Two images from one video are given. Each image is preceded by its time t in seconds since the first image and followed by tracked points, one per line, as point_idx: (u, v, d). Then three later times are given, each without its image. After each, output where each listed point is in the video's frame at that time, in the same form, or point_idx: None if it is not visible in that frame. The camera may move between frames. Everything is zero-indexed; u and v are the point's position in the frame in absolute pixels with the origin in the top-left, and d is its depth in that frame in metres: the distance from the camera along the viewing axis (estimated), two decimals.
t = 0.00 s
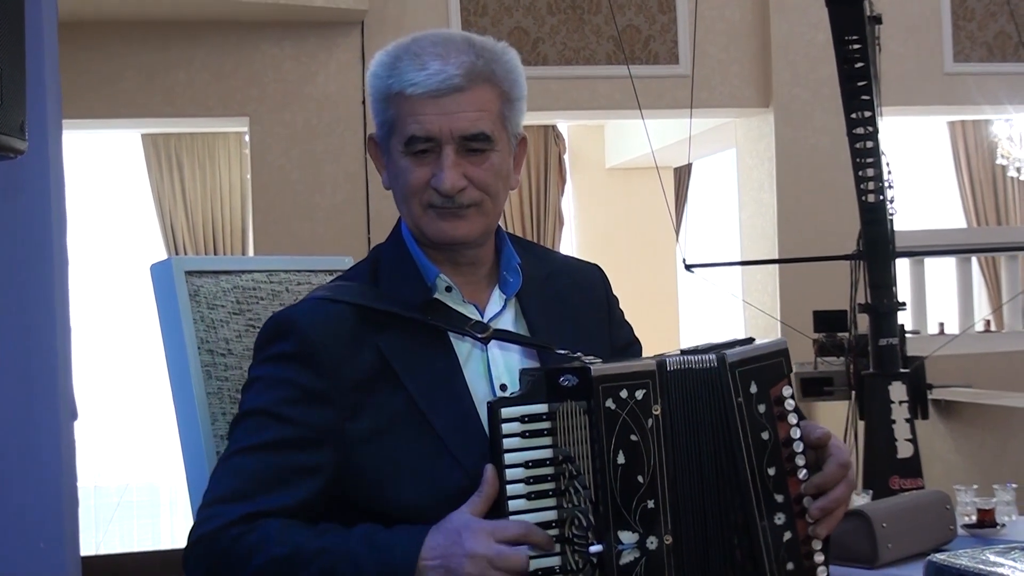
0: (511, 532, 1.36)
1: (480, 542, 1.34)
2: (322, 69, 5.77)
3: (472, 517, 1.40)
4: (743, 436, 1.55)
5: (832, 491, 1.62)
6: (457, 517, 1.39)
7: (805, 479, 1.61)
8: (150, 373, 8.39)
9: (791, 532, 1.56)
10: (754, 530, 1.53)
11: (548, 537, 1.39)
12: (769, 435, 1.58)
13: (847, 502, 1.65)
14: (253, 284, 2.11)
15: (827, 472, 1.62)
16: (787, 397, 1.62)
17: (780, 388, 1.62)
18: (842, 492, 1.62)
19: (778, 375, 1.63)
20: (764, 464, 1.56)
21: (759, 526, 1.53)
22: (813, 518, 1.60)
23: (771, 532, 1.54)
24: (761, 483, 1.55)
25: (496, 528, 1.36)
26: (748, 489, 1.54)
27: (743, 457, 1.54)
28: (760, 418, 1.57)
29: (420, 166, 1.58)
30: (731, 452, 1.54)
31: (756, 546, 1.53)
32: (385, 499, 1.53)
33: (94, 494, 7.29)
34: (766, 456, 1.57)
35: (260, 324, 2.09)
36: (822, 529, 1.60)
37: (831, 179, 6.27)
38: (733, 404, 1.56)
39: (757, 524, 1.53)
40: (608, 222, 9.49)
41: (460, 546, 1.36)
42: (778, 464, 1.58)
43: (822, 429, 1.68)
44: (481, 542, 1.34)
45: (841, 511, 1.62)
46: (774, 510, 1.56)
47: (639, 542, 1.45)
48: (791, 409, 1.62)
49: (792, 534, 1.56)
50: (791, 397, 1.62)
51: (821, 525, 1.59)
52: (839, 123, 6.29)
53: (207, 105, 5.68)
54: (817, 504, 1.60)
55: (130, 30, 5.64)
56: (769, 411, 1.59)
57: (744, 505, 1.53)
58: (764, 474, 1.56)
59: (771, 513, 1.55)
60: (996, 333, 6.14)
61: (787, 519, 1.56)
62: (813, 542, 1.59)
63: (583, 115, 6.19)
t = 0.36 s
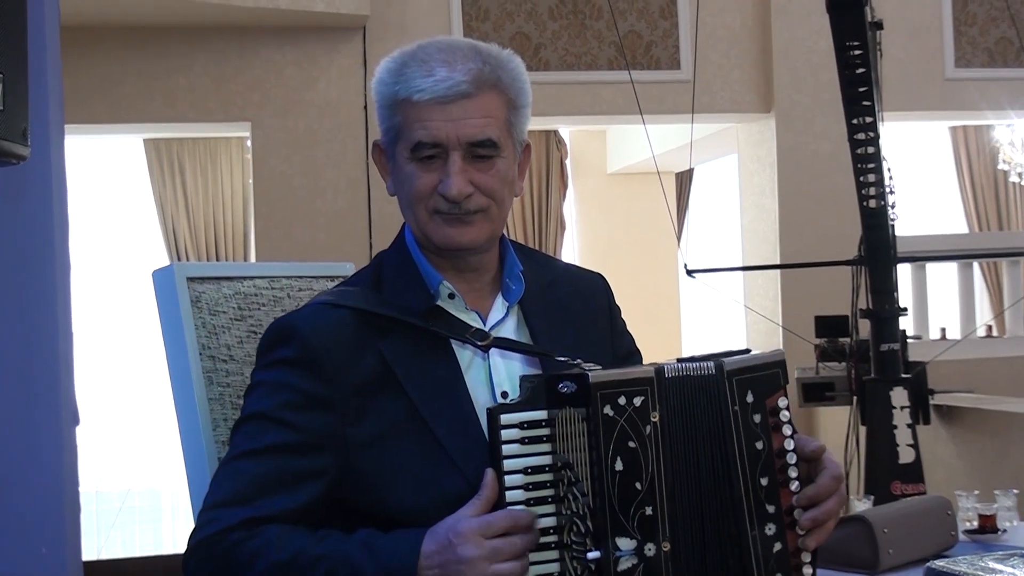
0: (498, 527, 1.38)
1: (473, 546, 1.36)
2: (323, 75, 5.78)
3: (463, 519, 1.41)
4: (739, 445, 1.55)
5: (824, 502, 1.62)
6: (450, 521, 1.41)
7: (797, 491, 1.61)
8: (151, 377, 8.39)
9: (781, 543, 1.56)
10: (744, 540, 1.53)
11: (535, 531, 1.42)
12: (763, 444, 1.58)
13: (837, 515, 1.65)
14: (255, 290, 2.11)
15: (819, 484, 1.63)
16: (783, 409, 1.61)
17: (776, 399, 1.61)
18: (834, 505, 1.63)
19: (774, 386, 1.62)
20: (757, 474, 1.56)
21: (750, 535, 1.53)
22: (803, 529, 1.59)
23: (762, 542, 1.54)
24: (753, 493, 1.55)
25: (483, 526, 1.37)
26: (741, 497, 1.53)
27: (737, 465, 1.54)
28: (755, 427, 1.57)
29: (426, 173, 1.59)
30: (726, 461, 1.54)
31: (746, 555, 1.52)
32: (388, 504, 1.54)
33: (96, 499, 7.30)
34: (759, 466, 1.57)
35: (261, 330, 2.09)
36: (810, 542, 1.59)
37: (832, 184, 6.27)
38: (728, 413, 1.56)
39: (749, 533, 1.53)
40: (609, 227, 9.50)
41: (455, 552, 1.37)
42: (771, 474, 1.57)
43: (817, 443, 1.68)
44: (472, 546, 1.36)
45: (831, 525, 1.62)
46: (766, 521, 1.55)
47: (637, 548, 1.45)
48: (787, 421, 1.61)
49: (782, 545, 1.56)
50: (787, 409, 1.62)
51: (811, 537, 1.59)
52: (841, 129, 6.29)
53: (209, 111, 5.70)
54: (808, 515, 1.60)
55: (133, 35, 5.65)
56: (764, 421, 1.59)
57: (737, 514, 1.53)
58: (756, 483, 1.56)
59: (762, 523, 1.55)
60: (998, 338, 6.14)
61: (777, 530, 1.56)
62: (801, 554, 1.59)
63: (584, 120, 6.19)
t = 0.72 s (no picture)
0: (506, 521, 1.39)
1: (478, 531, 1.37)
2: (325, 80, 5.79)
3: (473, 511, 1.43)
4: (740, 456, 1.51)
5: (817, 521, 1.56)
6: (455, 510, 1.42)
7: (795, 509, 1.53)
8: (150, 383, 8.38)
9: (773, 560, 1.49)
10: (736, 552, 1.48)
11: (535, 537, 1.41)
12: (765, 459, 1.51)
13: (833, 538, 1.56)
14: (256, 295, 2.12)
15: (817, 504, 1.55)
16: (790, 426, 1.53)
17: (783, 415, 1.53)
18: (828, 524, 1.56)
19: (784, 403, 1.54)
20: (755, 488, 1.50)
21: (741, 548, 1.48)
22: (796, 548, 1.52)
23: (753, 556, 1.49)
24: (750, 506, 1.50)
25: (493, 517, 1.39)
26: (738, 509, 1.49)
27: (737, 476, 1.50)
28: (758, 442, 1.51)
29: (433, 175, 1.59)
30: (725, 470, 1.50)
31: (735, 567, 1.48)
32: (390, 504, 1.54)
33: (97, 504, 7.31)
34: (758, 480, 1.51)
35: (262, 335, 2.10)
36: (802, 561, 1.51)
37: (832, 190, 6.27)
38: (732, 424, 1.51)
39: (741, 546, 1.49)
40: (610, 233, 9.50)
41: (459, 537, 1.38)
42: (770, 489, 1.51)
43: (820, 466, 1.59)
44: (479, 532, 1.37)
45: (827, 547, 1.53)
46: (761, 536, 1.50)
47: (643, 552, 1.46)
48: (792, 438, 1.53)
49: (774, 563, 1.49)
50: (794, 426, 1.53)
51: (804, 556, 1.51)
52: (842, 135, 6.29)
53: (210, 116, 5.71)
54: (803, 535, 1.52)
55: (135, 41, 5.67)
56: (767, 437, 1.52)
57: (733, 525, 1.49)
58: (754, 498, 1.50)
59: (756, 537, 1.49)
60: (999, 344, 6.14)
61: (771, 546, 1.50)
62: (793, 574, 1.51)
63: (585, 125, 6.20)
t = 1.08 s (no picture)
0: (506, 522, 1.40)
1: (479, 531, 1.37)
2: (325, 85, 5.80)
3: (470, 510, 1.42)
4: (752, 468, 1.52)
5: (827, 542, 1.54)
6: (457, 509, 1.42)
7: (804, 525, 1.53)
8: (150, 387, 8.39)
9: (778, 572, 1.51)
10: (744, 561, 1.50)
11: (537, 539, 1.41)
12: (777, 472, 1.53)
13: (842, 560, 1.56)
14: (255, 301, 2.13)
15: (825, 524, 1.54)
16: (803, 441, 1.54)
17: (797, 431, 1.54)
18: (839, 547, 1.54)
19: (799, 418, 1.54)
20: (766, 500, 1.52)
21: (748, 558, 1.50)
22: (802, 564, 1.52)
23: (760, 566, 1.51)
24: (759, 518, 1.51)
25: (493, 518, 1.39)
26: (747, 520, 1.51)
27: (747, 488, 1.52)
28: (771, 455, 1.53)
29: (438, 178, 1.60)
30: (736, 481, 1.51)
31: None
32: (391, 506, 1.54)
33: (96, 508, 7.31)
34: (769, 492, 1.52)
35: (262, 340, 2.10)
36: None
37: (832, 195, 6.28)
38: (746, 435, 1.53)
39: (749, 557, 1.50)
40: (610, 238, 9.51)
41: (460, 536, 1.38)
42: (780, 503, 1.52)
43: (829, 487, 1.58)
44: (479, 530, 1.37)
45: (834, 566, 1.53)
46: (768, 548, 1.52)
47: (645, 556, 1.46)
48: (805, 453, 1.54)
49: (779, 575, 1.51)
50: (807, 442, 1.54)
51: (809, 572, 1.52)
52: (843, 141, 6.30)
53: (210, 121, 5.72)
54: (810, 551, 1.52)
55: (135, 45, 5.68)
56: (780, 450, 1.53)
57: (743, 536, 1.51)
58: (764, 510, 1.52)
59: (764, 548, 1.51)
60: (998, 350, 6.14)
61: (777, 559, 1.51)
62: None
63: (585, 131, 6.21)
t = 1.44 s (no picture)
0: (505, 522, 1.38)
1: (474, 530, 1.36)
2: (323, 88, 5.81)
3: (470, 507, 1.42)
4: (756, 477, 1.54)
5: (829, 554, 1.57)
6: (454, 508, 1.42)
7: (806, 537, 1.55)
8: (148, 390, 8.38)
9: None
10: (745, 568, 1.52)
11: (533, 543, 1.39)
12: (781, 482, 1.54)
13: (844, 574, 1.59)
14: (254, 304, 2.13)
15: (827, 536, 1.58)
16: (808, 454, 1.57)
17: (802, 442, 1.56)
18: (840, 559, 1.58)
19: (805, 429, 1.57)
20: (769, 510, 1.54)
21: (750, 565, 1.52)
22: None
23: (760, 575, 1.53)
24: (761, 526, 1.53)
25: (491, 518, 1.38)
26: (749, 527, 1.53)
27: (752, 497, 1.53)
28: (777, 465, 1.54)
29: (445, 179, 1.61)
30: (741, 489, 1.53)
31: None
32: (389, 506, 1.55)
33: (94, 512, 7.32)
34: (772, 502, 1.54)
35: (261, 343, 2.10)
36: None
37: (829, 200, 6.30)
38: (752, 443, 1.54)
39: (750, 565, 1.52)
40: (607, 242, 9.53)
41: (455, 535, 1.38)
42: (783, 513, 1.54)
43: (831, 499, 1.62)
44: (475, 529, 1.36)
45: None
46: (769, 557, 1.53)
47: (640, 561, 1.45)
48: (809, 465, 1.56)
49: None
50: (812, 455, 1.57)
51: None
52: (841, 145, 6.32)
53: (208, 124, 5.73)
54: (811, 564, 1.55)
55: (133, 48, 5.69)
56: (786, 461, 1.55)
57: (744, 545, 1.52)
58: (766, 519, 1.53)
59: (765, 558, 1.53)
60: (995, 355, 6.15)
61: (777, 568, 1.53)
62: None
63: (583, 135, 6.23)
